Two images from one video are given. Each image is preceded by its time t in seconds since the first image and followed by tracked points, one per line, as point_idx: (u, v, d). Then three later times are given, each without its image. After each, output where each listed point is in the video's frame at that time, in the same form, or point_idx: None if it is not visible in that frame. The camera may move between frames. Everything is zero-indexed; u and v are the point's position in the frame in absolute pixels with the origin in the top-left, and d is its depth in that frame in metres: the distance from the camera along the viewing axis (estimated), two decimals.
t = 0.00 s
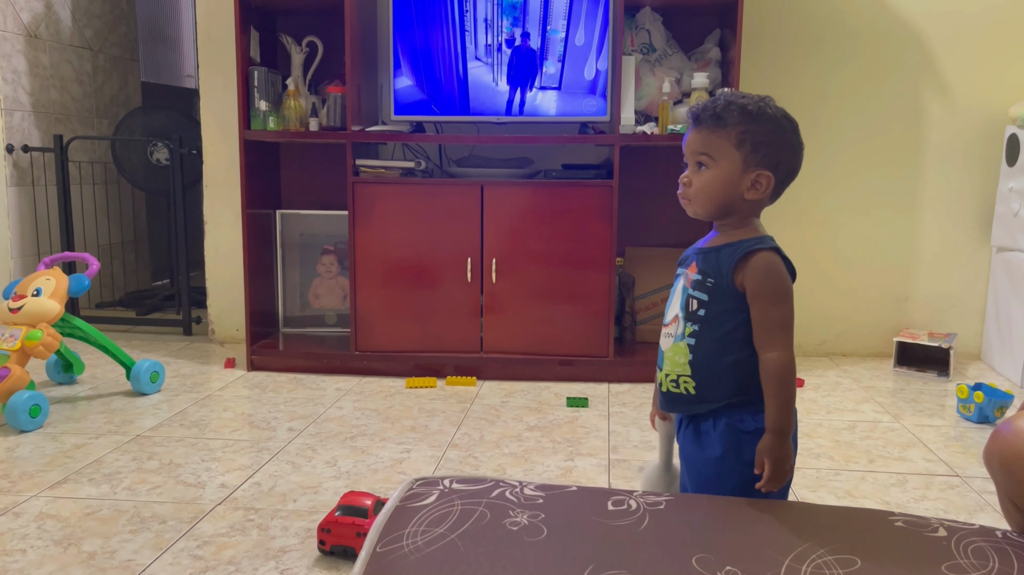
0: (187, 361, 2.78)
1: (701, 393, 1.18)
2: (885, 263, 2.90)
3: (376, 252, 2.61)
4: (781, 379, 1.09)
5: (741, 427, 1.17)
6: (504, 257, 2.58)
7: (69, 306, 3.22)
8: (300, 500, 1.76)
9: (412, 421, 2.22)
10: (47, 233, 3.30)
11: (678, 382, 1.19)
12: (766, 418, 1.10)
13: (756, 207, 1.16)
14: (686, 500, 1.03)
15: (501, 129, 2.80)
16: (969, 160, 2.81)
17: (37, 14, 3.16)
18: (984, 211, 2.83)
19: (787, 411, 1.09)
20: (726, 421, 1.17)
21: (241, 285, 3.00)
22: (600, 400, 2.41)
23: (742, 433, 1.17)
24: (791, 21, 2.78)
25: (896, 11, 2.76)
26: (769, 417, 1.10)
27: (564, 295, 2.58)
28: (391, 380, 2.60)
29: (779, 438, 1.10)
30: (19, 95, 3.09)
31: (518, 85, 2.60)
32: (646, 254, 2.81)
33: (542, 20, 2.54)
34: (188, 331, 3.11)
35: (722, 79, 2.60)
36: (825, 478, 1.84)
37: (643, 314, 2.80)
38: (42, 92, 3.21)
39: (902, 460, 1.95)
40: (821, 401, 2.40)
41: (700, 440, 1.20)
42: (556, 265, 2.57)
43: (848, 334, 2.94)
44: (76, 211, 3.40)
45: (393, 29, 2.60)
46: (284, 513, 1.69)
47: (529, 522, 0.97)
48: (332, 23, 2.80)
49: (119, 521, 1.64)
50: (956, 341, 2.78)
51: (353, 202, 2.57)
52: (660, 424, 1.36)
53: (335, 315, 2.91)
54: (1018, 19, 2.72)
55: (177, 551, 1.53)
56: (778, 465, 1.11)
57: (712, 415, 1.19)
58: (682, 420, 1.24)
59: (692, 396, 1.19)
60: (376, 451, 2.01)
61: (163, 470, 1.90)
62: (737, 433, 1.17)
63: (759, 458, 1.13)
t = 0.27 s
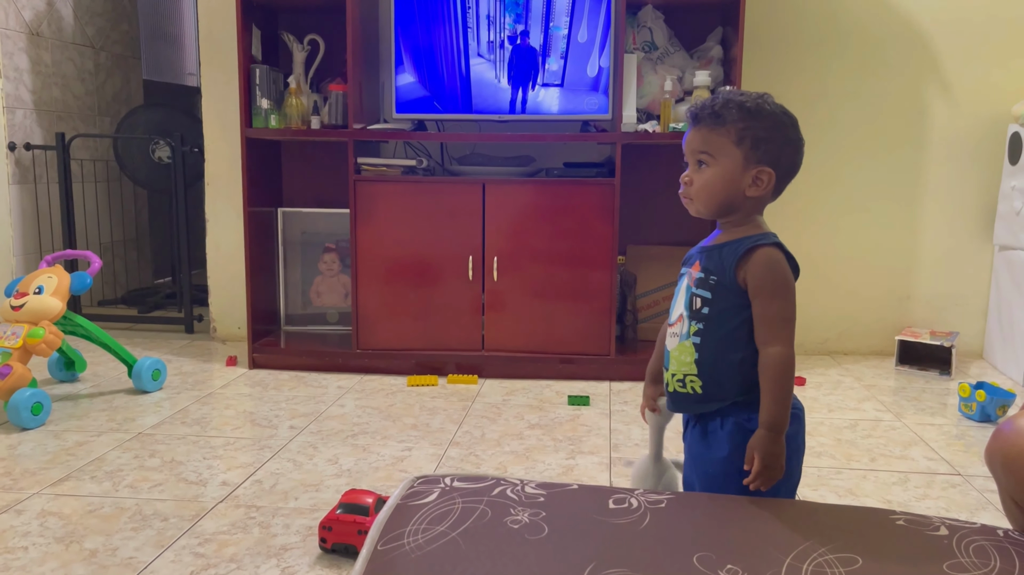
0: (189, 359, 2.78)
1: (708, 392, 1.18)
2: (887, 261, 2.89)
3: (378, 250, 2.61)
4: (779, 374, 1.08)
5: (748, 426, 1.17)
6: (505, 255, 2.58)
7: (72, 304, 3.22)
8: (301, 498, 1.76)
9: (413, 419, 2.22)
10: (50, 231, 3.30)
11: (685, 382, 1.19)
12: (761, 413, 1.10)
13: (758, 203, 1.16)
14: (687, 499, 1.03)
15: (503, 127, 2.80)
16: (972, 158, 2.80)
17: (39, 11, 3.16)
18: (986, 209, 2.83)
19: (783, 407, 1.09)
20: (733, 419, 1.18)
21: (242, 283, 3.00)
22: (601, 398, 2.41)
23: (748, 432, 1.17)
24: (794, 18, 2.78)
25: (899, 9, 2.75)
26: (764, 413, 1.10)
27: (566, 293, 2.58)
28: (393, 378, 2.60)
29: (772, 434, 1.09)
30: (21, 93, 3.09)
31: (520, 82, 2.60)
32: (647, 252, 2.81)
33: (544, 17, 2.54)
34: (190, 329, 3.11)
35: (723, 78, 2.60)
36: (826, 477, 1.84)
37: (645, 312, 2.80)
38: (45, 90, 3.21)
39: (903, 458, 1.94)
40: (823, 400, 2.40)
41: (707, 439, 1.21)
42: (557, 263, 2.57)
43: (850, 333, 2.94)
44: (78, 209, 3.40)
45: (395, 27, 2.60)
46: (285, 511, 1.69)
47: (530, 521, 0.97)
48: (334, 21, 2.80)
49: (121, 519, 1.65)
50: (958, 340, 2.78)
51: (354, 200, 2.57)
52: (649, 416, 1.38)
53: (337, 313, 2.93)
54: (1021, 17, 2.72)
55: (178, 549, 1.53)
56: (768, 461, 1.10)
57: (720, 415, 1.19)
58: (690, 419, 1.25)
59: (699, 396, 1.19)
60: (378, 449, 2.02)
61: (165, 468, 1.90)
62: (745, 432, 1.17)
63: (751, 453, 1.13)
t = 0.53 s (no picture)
0: (191, 356, 2.79)
1: (712, 392, 1.18)
2: (889, 259, 2.89)
3: (380, 248, 2.61)
4: (784, 374, 1.08)
5: (751, 424, 1.17)
6: (506, 254, 2.58)
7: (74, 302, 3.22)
8: (303, 495, 1.76)
9: (415, 417, 2.22)
10: (52, 229, 3.31)
11: (688, 381, 1.19)
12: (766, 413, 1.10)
13: (760, 202, 1.16)
14: (688, 497, 1.03)
15: (505, 124, 2.80)
16: (974, 155, 2.80)
17: (41, 10, 3.16)
18: (988, 208, 2.82)
19: (787, 407, 1.09)
20: (736, 417, 1.18)
21: (244, 281, 3.00)
22: (602, 396, 2.41)
23: (752, 430, 1.17)
24: (796, 16, 2.77)
25: (901, 6, 2.74)
26: (769, 413, 1.09)
27: (567, 291, 2.58)
28: (394, 376, 2.60)
29: (777, 433, 1.10)
30: (23, 91, 3.09)
31: (522, 80, 2.60)
32: (649, 250, 2.81)
33: (547, 14, 2.54)
34: (192, 327, 3.12)
35: (726, 76, 2.59)
36: (828, 475, 1.84)
37: (646, 311, 2.79)
38: (47, 89, 3.22)
39: (905, 456, 1.94)
40: (824, 398, 2.40)
41: (710, 437, 1.21)
42: (559, 261, 2.57)
43: (852, 331, 2.94)
44: (80, 207, 3.41)
45: (398, 23, 2.60)
46: (287, 508, 1.70)
47: (532, 518, 0.97)
48: (335, 19, 2.79)
49: (123, 516, 1.65)
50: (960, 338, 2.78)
51: (356, 198, 2.57)
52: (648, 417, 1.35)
53: (338, 311, 2.92)
54: None
55: (181, 546, 1.53)
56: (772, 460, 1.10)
57: (723, 413, 1.19)
58: (692, 417, 1.25)
59: (703, 395, 1.19)
60: (379, 447, 2.02)
61: (167, 465, 1.90)
62: (748, 430, 1.17)
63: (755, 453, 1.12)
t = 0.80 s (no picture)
0: (192, 355, 2.79)
1: (716, 390, 1.17)
2: (892, 258, 2.89)
3: (381, 247, 2.61)
4: (794, 374, 1.09)
5: (753, 422, 1.17)
6: (508, 252, 2.58)
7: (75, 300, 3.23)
8: (305, 494, 1.76)
9: (416, 415, 2.22)
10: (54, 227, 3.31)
11: (692, 379, 1.19)
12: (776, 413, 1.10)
13: (765, 201, 1.16)
14: (690, 495, 1.03)
15: (506, 123, 2.80)
16: (977, 153, 2.79)
17: (43, 8, 3.16)
18: (991, 206, 2.82)
19: (797, 407, 1.09)
20: (739, 416, 1.18)
21: (246, 279, 3.01)
22: (604, 394, 2.41)
23: (754, 428, 1.17)
24: (799, 14, 2.77)
25: (904, 4, 2.74)
26: (781, 413, 1.09)
27: (569, 290, 2.58)
28: (396, 374, 2.60)
29: (788, 433, 1.10)
30: (25, 89, 3.10)
31: (525, 77, 2.59)
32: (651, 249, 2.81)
33: (551, 10, 2.53)
34: (193, 325, 3.12)
35: (728, 74, 2.58)
36: (830, 474, 1.83)
37: (648, 309, 2.79)
38: (49, 87, 3.22)
39: (907, 455, 1.94)
40: (827, 397, 2.40)
41: (710, 435, 1.20)
42: (560, 259, 2.57)
43: (854, 330, 2.93)
44: (82, 205, 3.41)
45: (401, 20, 2.59)
46: (289, 507, 1.70)
47: (533, 517, 0.97)
48: (337, 17, 2.79)
49: (125, 514, 1.65)
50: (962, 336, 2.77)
51: (357, 196, 2.57)
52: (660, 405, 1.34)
53: (340, 310, 2.92)
54: None
55: (182, 544, 1.53)
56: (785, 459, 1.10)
57: (725, 411, 1.19)
58: (692, 415, 1.24)
59: (706, 393, 1.18)
60: (381, 445, 2.02)
61: (169, 464, 1.90)
62: (749, 428, 1.17)
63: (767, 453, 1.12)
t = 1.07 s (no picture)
0: (194, 354, 2.79)
1: (717, 390, 1.18)
2: (893, 257, 2.88)
3: (383, 246, 2.61)
4: (791, 375, 1.09)
5: (755, 421, 1.17)
6: (510, 251, 2.58)
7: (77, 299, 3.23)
8: (306, 492, 1.76)
9: (418, 414, 2.23)
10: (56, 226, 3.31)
11: (693, 379, 1.19)
12: (772, 412, 1.10)
13: (768, 200, 1.16)
14: (691, 494, 1.03)
15: (508, 122, 2.80)
16: (979, 152, 2.79)
17: (44, 7, 3.17)
18: (993, 205, 2.81)
19: (794, 408, 1.09)
20: (741, 415, 1.17)
21: (248, 278, 3.01)
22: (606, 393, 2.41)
23: (756, 428, 1.17)
24: (800, 13, 2.77)
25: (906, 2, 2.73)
26: (776, 412, 1.09)
27: (570, 289, 2.58)
28: (398, 373, 2.60)
29: (784, 433, 1.09)
30: (27, 88, 3.10)
31: (527, 74, 2.59)
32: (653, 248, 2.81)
33: (554, 7, 2.53)
34: (196, 324, 3.12)
35: (729, 73, 2.57)
36: (831, 473, 1.83)
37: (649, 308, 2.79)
38: (50, 86, 3.22)
39: (909, 454, 1.94)
40: (828, 396, 2.40)
41: (713, 434, 1.20)
42: (562, 259, 2.57)
43: (856, 329, 2.93)
44: (84, 204, 3.41)
45: (404, 17, 2.59)
46: (291, 505, 1.70)
47: (535, 515, 0.97)
48: (339, 16, 2.79)
49: (127, 513, 1.65)
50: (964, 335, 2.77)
51: (359, 195, 2.57)
52: (622, 392, 1.42)
53: (341, 309, 2.92)
54: None
55: (184, 543, 1.53)
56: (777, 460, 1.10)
57: (727, 411, 1.19)
58: (694, 414, 1.24)
59: (708, 393, 1.18)
60: (382, 444, 2.02)
61: (171, 463, 1.91)
62: (752, 428, 1.17)
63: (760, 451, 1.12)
